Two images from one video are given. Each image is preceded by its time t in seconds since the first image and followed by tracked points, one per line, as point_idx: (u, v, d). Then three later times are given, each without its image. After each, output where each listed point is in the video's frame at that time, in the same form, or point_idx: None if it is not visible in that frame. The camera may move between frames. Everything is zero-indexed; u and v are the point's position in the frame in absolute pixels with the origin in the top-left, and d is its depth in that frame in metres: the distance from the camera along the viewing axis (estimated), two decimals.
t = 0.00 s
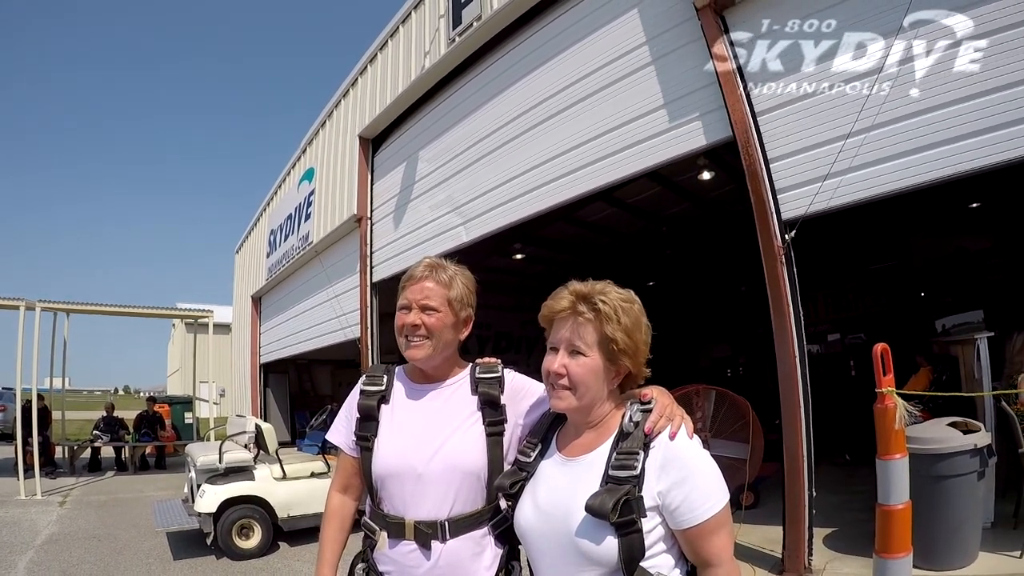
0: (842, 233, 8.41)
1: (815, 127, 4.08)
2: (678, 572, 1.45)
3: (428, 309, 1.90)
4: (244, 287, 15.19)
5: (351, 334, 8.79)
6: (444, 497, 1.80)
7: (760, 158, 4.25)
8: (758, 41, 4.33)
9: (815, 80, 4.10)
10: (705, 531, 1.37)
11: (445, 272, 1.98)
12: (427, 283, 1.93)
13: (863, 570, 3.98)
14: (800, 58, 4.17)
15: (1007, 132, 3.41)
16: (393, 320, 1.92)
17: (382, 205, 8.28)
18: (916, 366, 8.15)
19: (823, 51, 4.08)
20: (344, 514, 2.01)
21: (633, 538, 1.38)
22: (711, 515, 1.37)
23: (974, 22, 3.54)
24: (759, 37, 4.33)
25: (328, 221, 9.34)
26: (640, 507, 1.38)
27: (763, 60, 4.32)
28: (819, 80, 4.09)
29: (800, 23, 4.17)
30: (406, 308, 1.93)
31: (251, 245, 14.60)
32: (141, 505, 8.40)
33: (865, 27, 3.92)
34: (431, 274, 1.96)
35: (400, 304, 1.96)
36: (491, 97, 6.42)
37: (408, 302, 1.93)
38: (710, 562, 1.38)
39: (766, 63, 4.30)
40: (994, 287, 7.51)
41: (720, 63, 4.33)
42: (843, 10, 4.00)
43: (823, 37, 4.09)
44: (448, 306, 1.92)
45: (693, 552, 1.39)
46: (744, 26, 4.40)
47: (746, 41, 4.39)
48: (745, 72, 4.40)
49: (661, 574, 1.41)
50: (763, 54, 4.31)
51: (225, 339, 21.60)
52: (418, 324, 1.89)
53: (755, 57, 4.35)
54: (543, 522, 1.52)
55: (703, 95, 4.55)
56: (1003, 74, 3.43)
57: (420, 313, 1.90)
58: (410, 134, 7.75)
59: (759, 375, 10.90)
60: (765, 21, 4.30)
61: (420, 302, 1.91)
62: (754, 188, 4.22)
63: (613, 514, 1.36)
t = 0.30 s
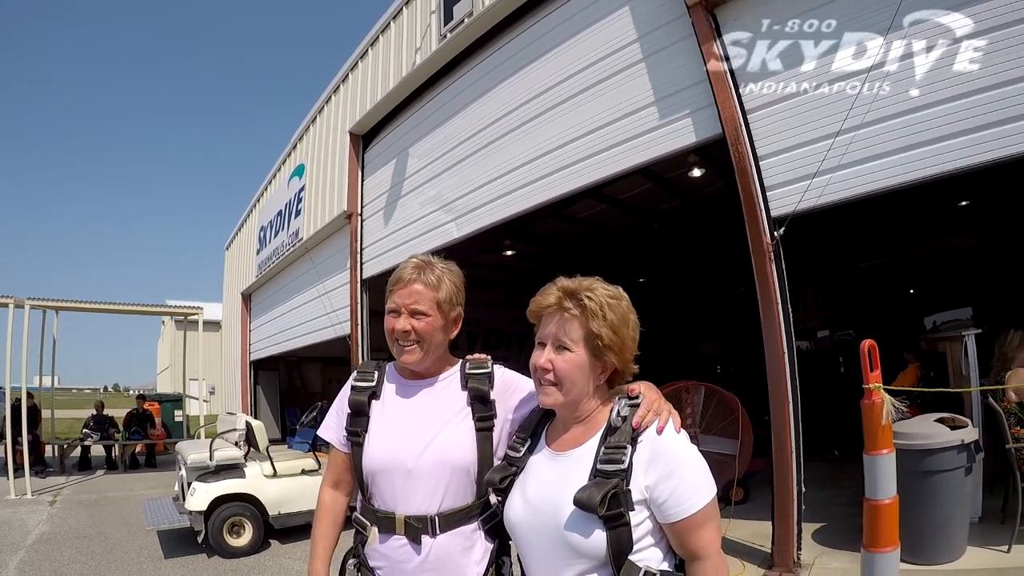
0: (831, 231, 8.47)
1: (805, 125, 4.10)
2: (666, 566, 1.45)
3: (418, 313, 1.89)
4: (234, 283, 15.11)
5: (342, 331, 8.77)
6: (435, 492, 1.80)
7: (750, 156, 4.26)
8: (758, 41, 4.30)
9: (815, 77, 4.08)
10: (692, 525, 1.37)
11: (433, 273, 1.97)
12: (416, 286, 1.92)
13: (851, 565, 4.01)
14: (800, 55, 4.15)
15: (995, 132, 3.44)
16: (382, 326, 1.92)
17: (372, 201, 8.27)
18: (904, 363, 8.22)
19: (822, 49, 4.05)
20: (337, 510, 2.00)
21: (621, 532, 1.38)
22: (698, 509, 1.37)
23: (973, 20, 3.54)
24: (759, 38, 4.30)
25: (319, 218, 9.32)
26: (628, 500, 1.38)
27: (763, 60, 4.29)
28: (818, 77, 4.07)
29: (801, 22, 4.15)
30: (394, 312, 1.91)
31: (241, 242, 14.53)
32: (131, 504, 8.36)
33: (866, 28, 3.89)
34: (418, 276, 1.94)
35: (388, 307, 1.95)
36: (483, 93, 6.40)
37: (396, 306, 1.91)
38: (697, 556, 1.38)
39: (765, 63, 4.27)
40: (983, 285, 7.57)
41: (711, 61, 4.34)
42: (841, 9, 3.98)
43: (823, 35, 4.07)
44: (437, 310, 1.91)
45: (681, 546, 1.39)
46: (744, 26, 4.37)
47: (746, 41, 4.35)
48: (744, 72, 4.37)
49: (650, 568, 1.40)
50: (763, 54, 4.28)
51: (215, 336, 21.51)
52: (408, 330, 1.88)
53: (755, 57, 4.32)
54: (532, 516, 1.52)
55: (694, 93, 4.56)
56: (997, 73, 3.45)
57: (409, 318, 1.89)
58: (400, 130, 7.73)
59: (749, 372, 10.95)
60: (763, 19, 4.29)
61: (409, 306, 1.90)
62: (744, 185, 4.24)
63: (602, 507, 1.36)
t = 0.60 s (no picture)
0: (824, 230, 8.50)
1: (798, 125, 4.12)
2: (659, 565, 1.45)
3: (418, 308, 1.89)
4: (226, 284, 15.06)
5: (335, 331, 8.76)
6: (430, 493, 1.80)
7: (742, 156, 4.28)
8: (758, 42, 4.29)
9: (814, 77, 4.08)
10: (684, 525, 1.37)
11: (430, 270, 1.98)
12: (415, 282, 1.92)
13: (844, 562, 4.02)
14: (800, 55, 4.15)
15: (986, 133, 3.48)
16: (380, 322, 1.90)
17: (365, 202, 8.26)
18: (896, 362, 8.27)
19: (823, 49, 4.05)
20: (331, 511, 2.00)
21: (614, 532, 1.39)
22: (691, 510, 1.36)
23: (972, 19, 3.55)
24: (759, 37, 4.29)
25: (312, 218, 9.30)
26: (621, 501, 1.39)
27: (763, 61, 4.28)
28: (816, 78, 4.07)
29: (801, 23, 4.15)
30: (394, 309, 1.90)
31: (234, 243, 14.49)
32: (124, 506, 8.32)
33: (866, 28, 3.90)
34: (417, 273, 1.95)
35: (386, 304, 1.94)
36: (477, 93, 6.39)
37: (396, 302, 1.91)
38: (689, 557, 1.37)
39: (766, 63, 4.27)
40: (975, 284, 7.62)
41: (703, 62, 4.36)
42: (840, 8, 3.99)
43: (822, 35, 4.06)
44: (437, 306, 1.92)
45: (674, 546, 1.39)
46: (745, 25, 4.35)
47: (746, 41, 4.34)
48: (744, 72, 4.37)
49: (642, 568, 1.41)
50: (764, 55, 4.27)
51: (207, 337, 21.45)
52: (408, 325, 1.88)
53: (755, 57, 4.32)
54: (526, 517, 1.52)
55: (686, 93, 4.57)
56: (992, 73, 3.48)
57: (410, 313, 1.89)
58: (393, 130, 7.72)
59: (742, 371, 10.98)
60: (763, 19, 4.28)
61: (409, 301, 1.90)
62: (736, 186, 4.24)
63: (594, 508, 1.37)
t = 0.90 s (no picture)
0: (820, 227, 8.52)
1: (795, 122, 4.11)
2: (657, 561, 1.45)
3: (444, 310, 1.88)
4: (223, 282, 15.05)
5: (331, 329, 8.76)
6: (429, 489, 1.80)
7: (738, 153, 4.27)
8: (758, 41, 4.27)
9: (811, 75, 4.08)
10: (683, 520, 1.37)
11: (435, 266, 1.94)
12: (434, 283, 1.89)
13: (841, 558, 4.03)
14: (800, 54, 4.13)
15: (982, 131, 3.49)
16: (405, 328, 1.84)
17: (361, 199, 8.26)
18: (892, 359, 8.30)
19: (822, 47, 4.04)
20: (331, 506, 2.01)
21: (612, 527, 1.39)
22: (689, 504, 1.36)
23: (971, 17, 3.55)
24: (759, 37, 4.27)
25: (309, 215, 9.29)
26: (618, 495, 1.39)
27: (763, 60, 4.26)
28: (813, 76, 4.07)
29: (800, 22, 4.13)
30: (419, 314, 1.85)
31: (231, 240, 14.47)
32: (122, 504, 8.32)
33: (864, 27, 3.88)
34: (429, 274, 1.89)
35: (404, 307, 1.85)
36: (474, 90, 6.38)
37: (421, 306, 1.85)
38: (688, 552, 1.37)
39: (766, 63, 4.25)
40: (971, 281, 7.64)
41: (700, 60, 4.35)
42: (839, 7, 3.97)
43: (822, 35, 4.05)
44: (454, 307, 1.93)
45: (672, 542, 1.39)
46: (745, 25, 4.33)
47: (746, 41, 4.32)
48: (744, 72, 4.35)
49: (640, 563, 1.41)
50: (764, 54, 4.25)
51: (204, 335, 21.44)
52: (439, 328, 1.87)
53: (755, 56, 4.30)
54: (524, 512, 1.52)
55: (683, 90, 4.57)
56: (989, 71, 3.48)
57: (437, 315, 1.87)
58: (389, 128, 7.71)
59: (739, 368, 10.98)
60: (763, 18, 4.26)
61: (435, 304, 1.87)
62: (733, 184, 4.24)
63: (592, 503, 1.37)
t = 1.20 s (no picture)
0: (811, 224, 8.55)
1: (789, 120, 4.12)
2: (642, 554, 1.45)
3: (439, 304, 1.89)
4: (214, 272, 14.96)
5: (322, 320, 8.73)
6: (416, 479, 1.80)
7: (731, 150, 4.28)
8: (758, 41, 4.26)
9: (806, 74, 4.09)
10: (668, 514, 1.37)
11: (427, 258, 1.93)
12: (430, 276, 1.89)
13: (827, 554, 4.07)
14: (800, 54, 4.12)
15: (974, 133, 3.52)
16: (402, 322, 1.83)
17: (353, 190, 8.23)
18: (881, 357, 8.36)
19: (822, 48, 4.04)
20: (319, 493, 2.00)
21: (596, 521, 1.38)
22: (674, 498, 1.37)
23: (971, 19, 3.57)
24: (759, 37, 4.27)
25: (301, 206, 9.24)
26: (603, 489, 1.38)
27: (763, 60, 4.25)
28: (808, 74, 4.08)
29: (800, 22, 4.13)
30: (415, 308, 1.85)
31: (222, 230, 14.39)
32: (110, 494, 8.28)
33: (865, 27, 3.89)
34: (426, 268, 1.89)
35: (399, 302, 1.85)
36: (469, 83, 6.35)
37: (417, 300, 1.85)
38: (671, 545, 1.38)
39: (766, 63, 4.24)
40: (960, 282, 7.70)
41: (695, 57, 4.35)
42: (839, 8, 3.96)
43: (822, 35, 4.04)
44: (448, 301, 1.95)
45: (657, 536, 1.39)
46: (745, 25, 4.32)
47: (746, 41, 4.31)
48: (744, 71, 4.33)
49: (625, 556, 1.41)
50: (764, 54, 4.24)
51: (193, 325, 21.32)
52: (435, 322, 1.88)
53: (755, 57, 4.28)
54: (510, 505, 1.52)
55: (678, 86, 4.57)
56: (986, 74, 3.50)
57: (433, 309, 1.88)
58: (383, 119, 7.67)
59: (728, 365, 11.02)
60: (763, 19, 4.25)
61: (431, 298, 1.87)
62: (725, 181, 4.25)
63: (576, 496, 1.36)
